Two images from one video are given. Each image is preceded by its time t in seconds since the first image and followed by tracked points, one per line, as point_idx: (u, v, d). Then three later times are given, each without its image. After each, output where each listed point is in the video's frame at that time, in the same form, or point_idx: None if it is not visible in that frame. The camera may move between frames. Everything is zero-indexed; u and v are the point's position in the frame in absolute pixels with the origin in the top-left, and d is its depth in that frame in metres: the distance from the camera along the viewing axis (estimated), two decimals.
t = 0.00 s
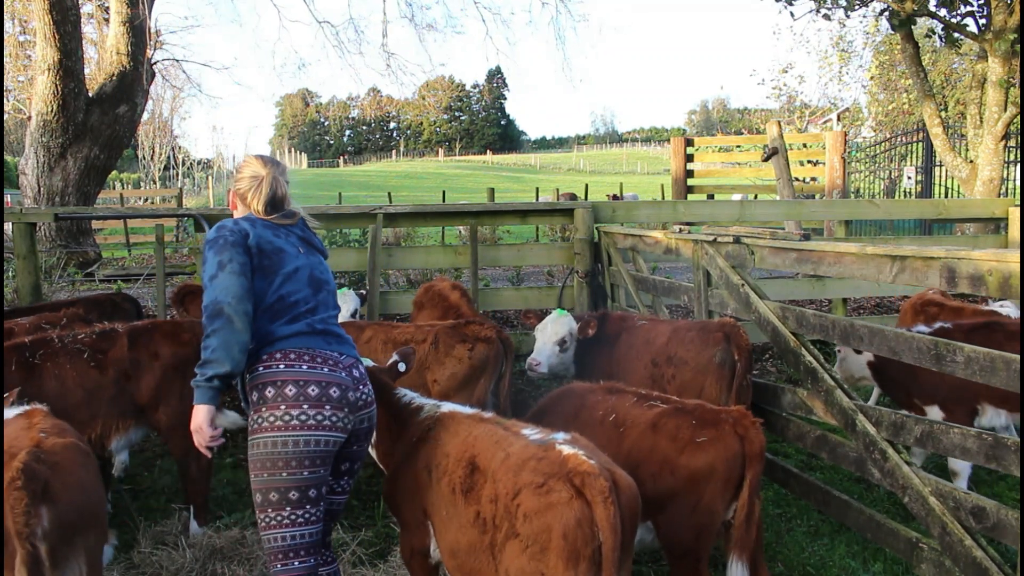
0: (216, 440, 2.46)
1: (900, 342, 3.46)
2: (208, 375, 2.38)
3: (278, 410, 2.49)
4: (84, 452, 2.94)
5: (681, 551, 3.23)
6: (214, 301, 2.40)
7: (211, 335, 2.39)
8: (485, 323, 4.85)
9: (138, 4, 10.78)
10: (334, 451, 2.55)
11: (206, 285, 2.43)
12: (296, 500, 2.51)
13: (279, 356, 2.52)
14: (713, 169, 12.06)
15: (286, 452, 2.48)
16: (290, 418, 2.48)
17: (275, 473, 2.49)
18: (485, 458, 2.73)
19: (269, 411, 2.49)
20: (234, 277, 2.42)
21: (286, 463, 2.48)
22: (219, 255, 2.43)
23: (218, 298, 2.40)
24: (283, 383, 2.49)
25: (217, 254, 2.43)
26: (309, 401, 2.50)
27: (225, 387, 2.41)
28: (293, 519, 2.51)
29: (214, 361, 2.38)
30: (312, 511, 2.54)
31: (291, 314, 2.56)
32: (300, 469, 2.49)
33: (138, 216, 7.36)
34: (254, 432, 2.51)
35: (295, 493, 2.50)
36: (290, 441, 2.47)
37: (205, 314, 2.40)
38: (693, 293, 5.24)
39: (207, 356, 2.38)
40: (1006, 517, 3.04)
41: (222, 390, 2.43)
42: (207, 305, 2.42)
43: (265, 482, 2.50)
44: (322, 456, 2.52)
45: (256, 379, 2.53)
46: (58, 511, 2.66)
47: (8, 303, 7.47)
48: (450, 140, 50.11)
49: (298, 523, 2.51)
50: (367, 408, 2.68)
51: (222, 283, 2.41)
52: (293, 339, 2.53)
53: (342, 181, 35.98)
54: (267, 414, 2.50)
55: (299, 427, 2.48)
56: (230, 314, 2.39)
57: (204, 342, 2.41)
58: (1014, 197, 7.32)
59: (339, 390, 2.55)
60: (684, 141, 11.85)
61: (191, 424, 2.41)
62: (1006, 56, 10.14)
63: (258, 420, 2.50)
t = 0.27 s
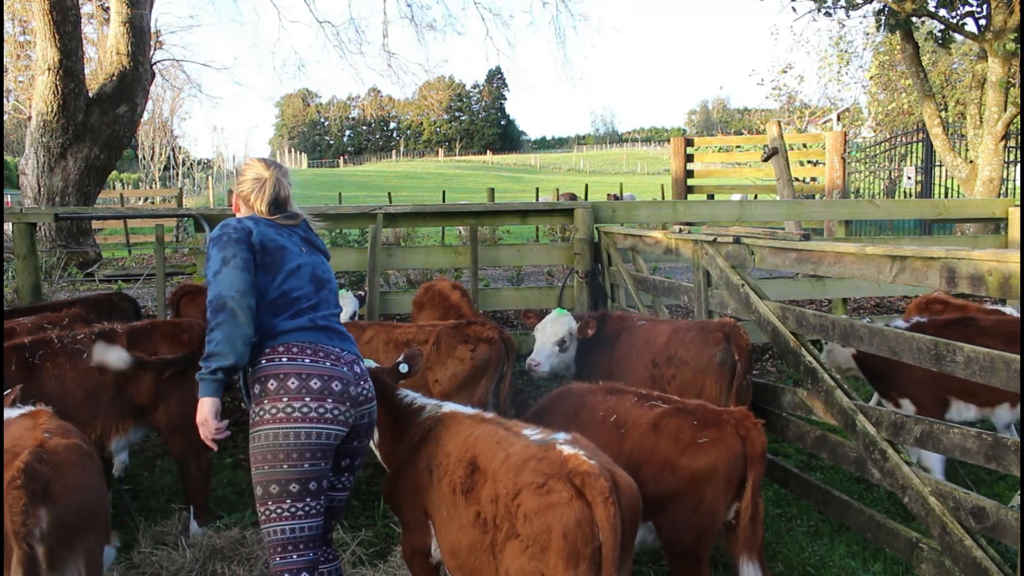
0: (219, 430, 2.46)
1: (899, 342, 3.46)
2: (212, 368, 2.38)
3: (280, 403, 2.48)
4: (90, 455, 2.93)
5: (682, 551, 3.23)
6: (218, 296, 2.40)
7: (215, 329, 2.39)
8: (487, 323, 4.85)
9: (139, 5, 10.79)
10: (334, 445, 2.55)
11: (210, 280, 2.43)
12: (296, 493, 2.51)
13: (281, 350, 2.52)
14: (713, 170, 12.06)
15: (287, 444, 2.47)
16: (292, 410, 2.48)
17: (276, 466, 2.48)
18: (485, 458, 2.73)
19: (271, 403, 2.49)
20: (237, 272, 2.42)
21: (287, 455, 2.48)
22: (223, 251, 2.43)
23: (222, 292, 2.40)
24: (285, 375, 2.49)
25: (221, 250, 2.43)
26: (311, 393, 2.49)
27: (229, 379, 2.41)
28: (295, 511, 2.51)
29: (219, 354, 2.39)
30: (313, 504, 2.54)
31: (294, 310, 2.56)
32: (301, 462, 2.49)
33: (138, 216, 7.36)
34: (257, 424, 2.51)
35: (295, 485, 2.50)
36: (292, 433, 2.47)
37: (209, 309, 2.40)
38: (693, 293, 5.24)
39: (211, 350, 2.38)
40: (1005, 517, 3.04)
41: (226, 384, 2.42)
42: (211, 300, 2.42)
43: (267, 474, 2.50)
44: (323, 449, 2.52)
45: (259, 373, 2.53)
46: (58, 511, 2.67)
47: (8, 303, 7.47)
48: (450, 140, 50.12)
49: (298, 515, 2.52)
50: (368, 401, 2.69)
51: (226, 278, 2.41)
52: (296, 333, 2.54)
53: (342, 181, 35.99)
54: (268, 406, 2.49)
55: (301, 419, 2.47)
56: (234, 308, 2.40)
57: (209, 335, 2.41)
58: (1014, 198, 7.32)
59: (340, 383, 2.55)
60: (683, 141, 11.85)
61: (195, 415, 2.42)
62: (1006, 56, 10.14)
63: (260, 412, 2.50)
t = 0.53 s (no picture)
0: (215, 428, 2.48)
1: (900, 342, 3.46)
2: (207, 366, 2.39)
3: (276, 404, 2.48)
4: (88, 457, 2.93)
5: (684, 552, 3.23)
6: (217, 294, 2.40)
7: (212, 327, 2.40)
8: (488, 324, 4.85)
9: (139, 5, 10.79)
10: (331, 446, 2.55)
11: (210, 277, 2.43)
12: (292, 493, 2.51)
13: (279, 350, 2.51)
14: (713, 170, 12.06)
15: (284, 446, 2.47)
16: (288, 412, 2.47)
17: (272, 467, 2.48)
18: (485, 458, 2.73)
19: (267, 404, 2.49)
20: (237, 270, 2.42)
21: (283, 457, 2.48)
22: (224, 248, 2.43)
23: (221, 290, 2.40)
24: (281, 376, 2.49)
25: (223, 247, 2.43)
26: (307, 395, 2.49)
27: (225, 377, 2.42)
28: (292, 511, 2.51)
29: (215, 352, 2.39)
30: (310, 504, 2.54)
31: (293, 309, 2.56)
32: (296, 463, 2.49)
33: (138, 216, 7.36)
34: (253, 424, 2.51)
35: (291, 486, 2.50)
36: (288, 435, 2.47)
37: (208, 306, 2.41)
38: (693, 293, 5.24)
39: (207, 348, 2.39)
40: (1006, 517, 3.03)
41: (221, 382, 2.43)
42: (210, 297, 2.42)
43: (264, 475, 2.49)
44: (320, 450, 2.52)
45: (257, 372, 2.53)
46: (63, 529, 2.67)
47: (8, 303, 7.47)
48: (450, 140, 50.12)
49: (295, 516, 2.52)
50: (366, 403, 2.68)
51: (225, 275, 2.41)
52: (294, 334, 2.53)
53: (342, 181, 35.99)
54: (264, 407, 2.49)
55: (297, 420, 2.47)
56: (231, 307, 2.40)
57: (206, 333, 2.42)
58: (1014, 198, 7.31)
59: (337, 385, 2.54)
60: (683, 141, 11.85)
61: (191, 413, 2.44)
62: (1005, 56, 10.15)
63: (257, 412, 2.50)
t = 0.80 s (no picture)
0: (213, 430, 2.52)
1: (900, 342, 3.47)
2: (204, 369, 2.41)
3: (271, 411, 2.48)
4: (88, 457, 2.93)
5: (685, 552, 3.23)
6: (215, 296, 2.42)
7: (210, 329, 2.42)
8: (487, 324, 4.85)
9: (139, 5, 10.78)
10: (323, 453, 2.54)
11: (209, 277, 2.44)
12: (282, 498, 2.51)
13: (276, 354, 2.52)
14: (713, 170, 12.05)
15: (275, 453, 2.47)
16: (281, 420, 2.47)
17: (263, 473, 2.49)
18: (486, 458, 2.73)
19: (261, 411, 2.49)
20: (236, 271, 2.42)
21: (274, 464, 2.48)
22: (224, 248, 2.43)
23: (219, 292, 2.41)
24: (277, 383, 2.49)
25: (223, 246, 2.43)
26: (302, 403, 2.49)
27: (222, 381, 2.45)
28: (280, 516, 2.52)
29: (211, 355, 2.42)
30: (299, 509, 2.54)
31: (293, 311, 2.55)
32: (286, 470, 2.49)
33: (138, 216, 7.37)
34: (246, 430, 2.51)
35: (282, 493, 2.50)
36: (280, 442, 2.47)
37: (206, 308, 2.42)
38: (693, 293, 5.24)
39: (204, 351, 2.41)
40: (1005, 517, 3.03)
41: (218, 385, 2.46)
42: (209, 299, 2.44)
43: (257, 480, 2.50)
44: (312, 457, 2.52)
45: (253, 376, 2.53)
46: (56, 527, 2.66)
47: (8, 303, 7.48)
48: (450, 140, 50.12)
49: (286, 519, 2.53)
50: (364, 407, 2.67)
51: (224, 276, 2.42)
52: (293, 337, 2.53)
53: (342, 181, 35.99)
54: (258, 413, 2.49)
55: (290, 429, 2.47)
56: (229, 310, 2.41)
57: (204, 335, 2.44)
58: (1014, 198, 7.32)
59: (332, 392, 2.53)
60: (683, 142, 11.85)
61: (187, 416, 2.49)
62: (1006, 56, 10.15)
63: (250, 418, 2.51)
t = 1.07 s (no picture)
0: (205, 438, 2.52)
1: (899, 342, 3.47)
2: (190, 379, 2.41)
3: (260, 424, 2.47)
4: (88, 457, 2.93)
5: (684, 552, 3.23)
6: (203, 304, 2.39)
7: (197, 339, 2.40)
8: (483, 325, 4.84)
9: (138, 5, 10.77)
10: (312, 464, 2.53)
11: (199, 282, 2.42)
12: (271, 507, 2.50)
13: (266, 366, 2.48)
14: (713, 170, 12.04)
15: (264, 465, 2.47)
16: (269, 433, 2.46)
17: (253, 482, 2.49)
18: (485, 458, 2.73)
19: (251, 423, 2.48)
20: (223, 280, 2.39)
21: (263, 474, 2.47)
22: (213, 252, 2.40)
23: (206, 300, 2.39)
24: (267, 397, 2.47)
25: (212, 250, 2.40)
26: (291, 417, 2.46)
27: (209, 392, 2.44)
28: (269, 523, 2.51)
29: (198, 365, 2.40)
30: (287, 518, 2.54)
31: (283, 319, 2.50)
32: (275, 481, 2.48)
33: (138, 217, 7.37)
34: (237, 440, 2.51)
35: (270, 502, 2.49)
36: (267, 455, 2.46)
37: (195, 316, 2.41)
38: (693, 293, 5.24)
39: (191, 362, 2.40)
40: (1006, 517, 3.03)
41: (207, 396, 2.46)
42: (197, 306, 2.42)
43: (247, 488, 2.50)
44: (300, 468, 2.51)
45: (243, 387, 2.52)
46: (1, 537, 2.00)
47: (7, 303, 7.48)
48: (450, 140, 50.12)
49: (275, 527, 2.52)
50: (355, 414, 2.63)
51: (212, 282, 2.39)
52: (282, 348, 2.49)
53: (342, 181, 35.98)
54: (248, 425, 2.49)
55: (277, 442, 2.46)
56: (215, 320, 2.39)
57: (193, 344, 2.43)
58: (1014, 198, 7.31)
59: (322, 405, 2.50)
60: (683, 142, 11.85)
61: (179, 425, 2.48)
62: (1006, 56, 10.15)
63: (241, 429, 2.50)
